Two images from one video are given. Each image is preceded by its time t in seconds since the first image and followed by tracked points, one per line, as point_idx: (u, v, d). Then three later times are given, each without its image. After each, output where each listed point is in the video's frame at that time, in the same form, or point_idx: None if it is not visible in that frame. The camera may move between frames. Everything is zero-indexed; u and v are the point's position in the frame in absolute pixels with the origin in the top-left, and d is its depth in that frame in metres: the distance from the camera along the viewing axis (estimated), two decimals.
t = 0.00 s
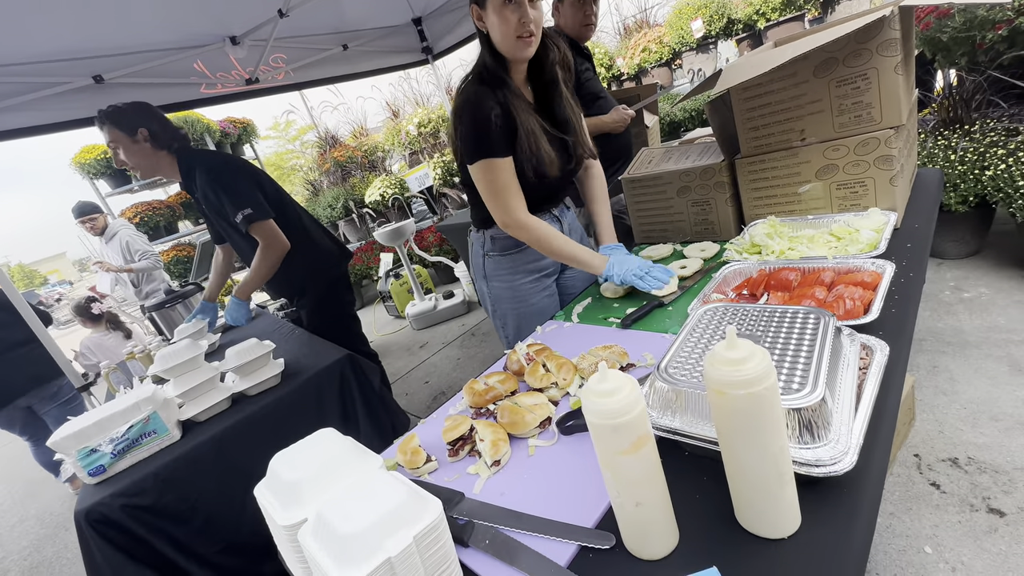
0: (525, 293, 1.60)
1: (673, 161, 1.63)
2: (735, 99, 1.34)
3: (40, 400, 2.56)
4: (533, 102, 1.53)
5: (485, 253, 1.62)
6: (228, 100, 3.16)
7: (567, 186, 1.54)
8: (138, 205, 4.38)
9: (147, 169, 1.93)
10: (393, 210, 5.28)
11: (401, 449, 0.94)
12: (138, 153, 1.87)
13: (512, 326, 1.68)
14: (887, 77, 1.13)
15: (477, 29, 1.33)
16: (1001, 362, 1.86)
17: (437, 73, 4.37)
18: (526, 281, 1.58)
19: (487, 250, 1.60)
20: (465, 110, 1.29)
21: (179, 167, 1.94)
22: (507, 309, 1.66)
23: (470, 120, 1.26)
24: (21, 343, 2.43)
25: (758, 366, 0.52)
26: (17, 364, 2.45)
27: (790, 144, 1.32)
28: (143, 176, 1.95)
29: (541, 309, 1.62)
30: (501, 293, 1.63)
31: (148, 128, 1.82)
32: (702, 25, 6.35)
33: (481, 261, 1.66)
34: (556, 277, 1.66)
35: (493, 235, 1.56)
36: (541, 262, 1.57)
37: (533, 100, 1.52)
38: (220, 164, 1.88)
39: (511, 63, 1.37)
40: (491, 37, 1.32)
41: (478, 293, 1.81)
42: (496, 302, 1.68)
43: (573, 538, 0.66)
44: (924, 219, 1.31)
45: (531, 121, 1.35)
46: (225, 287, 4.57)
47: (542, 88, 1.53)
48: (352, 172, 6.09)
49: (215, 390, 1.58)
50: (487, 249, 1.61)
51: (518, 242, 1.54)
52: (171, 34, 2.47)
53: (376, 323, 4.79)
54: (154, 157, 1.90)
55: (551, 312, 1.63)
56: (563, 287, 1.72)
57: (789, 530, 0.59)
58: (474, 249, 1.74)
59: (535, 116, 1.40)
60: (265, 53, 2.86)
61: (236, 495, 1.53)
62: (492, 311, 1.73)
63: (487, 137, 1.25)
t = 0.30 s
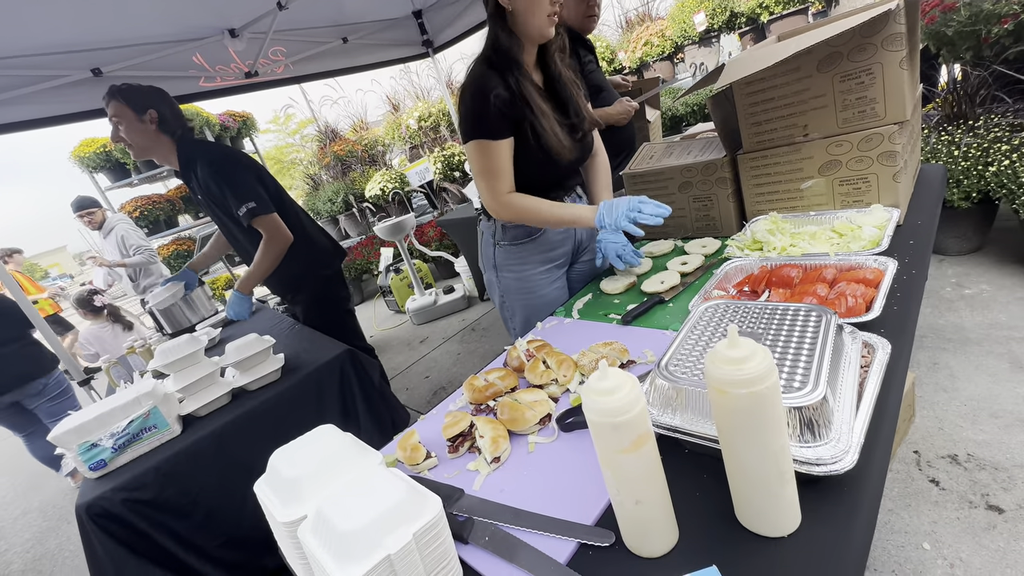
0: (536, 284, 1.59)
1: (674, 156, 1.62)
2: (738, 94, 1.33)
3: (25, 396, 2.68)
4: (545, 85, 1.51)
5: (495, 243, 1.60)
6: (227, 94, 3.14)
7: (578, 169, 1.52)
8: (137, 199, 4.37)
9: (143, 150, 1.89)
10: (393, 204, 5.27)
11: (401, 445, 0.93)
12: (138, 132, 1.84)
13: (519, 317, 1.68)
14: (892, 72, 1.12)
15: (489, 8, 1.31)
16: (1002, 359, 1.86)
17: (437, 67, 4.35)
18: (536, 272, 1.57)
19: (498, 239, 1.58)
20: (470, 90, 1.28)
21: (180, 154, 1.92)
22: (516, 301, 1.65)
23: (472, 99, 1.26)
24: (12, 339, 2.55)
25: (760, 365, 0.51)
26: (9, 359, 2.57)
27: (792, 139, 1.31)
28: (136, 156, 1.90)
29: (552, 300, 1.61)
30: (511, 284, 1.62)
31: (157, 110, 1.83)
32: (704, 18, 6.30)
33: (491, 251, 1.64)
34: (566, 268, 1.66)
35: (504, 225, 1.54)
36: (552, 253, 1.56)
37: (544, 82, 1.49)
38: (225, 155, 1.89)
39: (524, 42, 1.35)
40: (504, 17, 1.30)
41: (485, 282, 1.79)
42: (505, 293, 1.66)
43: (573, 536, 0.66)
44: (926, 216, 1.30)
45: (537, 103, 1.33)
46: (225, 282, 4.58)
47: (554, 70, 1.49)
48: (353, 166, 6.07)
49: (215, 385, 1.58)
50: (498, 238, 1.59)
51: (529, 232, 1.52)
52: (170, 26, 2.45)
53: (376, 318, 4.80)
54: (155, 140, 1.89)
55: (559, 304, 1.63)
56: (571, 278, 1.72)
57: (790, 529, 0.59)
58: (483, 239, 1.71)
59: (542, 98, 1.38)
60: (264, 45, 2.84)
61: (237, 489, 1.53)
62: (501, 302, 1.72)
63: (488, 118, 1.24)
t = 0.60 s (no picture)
0: (541, 271, 1.58)
1: (675, 149, 1.60)
2: (739, 87, 1.31)
3: (19, 392, 2.71)
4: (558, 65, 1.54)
5: (501, 228, 1.59)
6: (224, 86, 3.12)
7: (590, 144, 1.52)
8: (135, 192, 4.36)
9: (142, 137, 1.78)
10: (392, 197, 5.25)
11: (396, 442, 0.93)
12: (138, 119, 1.74)
13: (522, 307, 1.65)
14: (897, 64, 1.10)
15: None
16: (1002, 354, 1.85)
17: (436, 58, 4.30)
18: (542, 259, 1.57)
19: (505, 224, 1.57)
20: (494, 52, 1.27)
21: (181, 143, 1.84)
22: (519, 289, 1.62)
23: (506, 49, 1.22)
24: (2, 338, 2.57)
25: (758, 364, 0.50)
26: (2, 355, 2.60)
27: (794, 133, 1.29)
28: (135, 142, 1.80)
29: (556, 289, 1.61)
30: (515, 272, 1.60)
31: (160, 94, 1.73)
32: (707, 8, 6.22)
33: (495, 237, 1.62)
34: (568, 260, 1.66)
35: (513, 208, 1.54)
36: (559, 240, 1.58)
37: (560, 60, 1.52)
38: (230, 147, 1.84)
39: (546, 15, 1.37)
40: None
41: (485, 272, 1.76)
42: (508, 282, 1.64)
43: (567, 535, 0.66)
44: (928, 210, 1.29)
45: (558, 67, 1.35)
46: (223, 276, 4.57)
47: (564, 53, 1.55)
48: (352, 160, 6.03)
49: (212, 380, 1.58)
50: (504, 223, 1.58)
51: (538, 217, 1.53)
52: (165, 18, 2.42)
53: (376, 311, 4.80)
54: (156, 126, 1.79)
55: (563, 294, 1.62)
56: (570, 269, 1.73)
57: (786, 529, 0.58)
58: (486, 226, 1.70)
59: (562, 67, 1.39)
60: (260, 37, 2.80)
61: (234, 484, 1.53)
62: (502, 292, 1.70)
63: (526, 59, 1.20)
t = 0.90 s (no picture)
0: (552, 257, 1.55)
1: (676, 138, 1.57)
2: (742, 74, 1.27)
3: (26, 382, 2.74)
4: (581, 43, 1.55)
5: (516, 209, 1.54)
6: (222, 75, 3.09)
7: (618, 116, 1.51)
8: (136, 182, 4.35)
9: (138, 125, 1.71)
10: (394, 187, 5.23)
11: (391, 437, 0.93)
12: (133, 107, 1.68)
13: (528, 293, 1.62)
14: (905, 49, 1.06)
15: None
16: (1008, 346, 1.83)
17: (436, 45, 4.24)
18: (554, 245, 1.55)
19: (521, 205, 1.53)
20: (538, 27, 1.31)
21: (179, 134, 1.79)
22: (528, 275, 1.59)
23: None
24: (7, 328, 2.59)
25: (755, 362, 0.49)
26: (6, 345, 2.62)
27: (798, 121, 1.26)
28: (129, 132, 1.73)
29: (563, 276, 1.59)
30: (526, 256, 1.57)
31: (158, 82, 1.70)
32: None
33: (508, 218, 1.57)
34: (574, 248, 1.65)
35: (532, 189, 1.50)
36: (572, 227, 1.57)
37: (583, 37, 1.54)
38: (236, 134, 1.81)
39: None
40: None
41: (487, 258, 1.71)
42: (516, 267, 1.60)
43: (561, 532, 0.65)
44: (934, 200, 1.26)
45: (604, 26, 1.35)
46: (225, 266, 4.57)
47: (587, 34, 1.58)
48: (352, 149, 5.98)
49: (212, 372, 1.58)
50: (520, 204, 1.54)
51: (555, 201, 1.51)
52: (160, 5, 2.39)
53: (378, 301, 4.80)
54: (152, 115, 1.73)
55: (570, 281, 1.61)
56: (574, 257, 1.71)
57: (781, 529, 0.57)
58: (496, 207, 1.64)
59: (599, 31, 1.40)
60: (258, 24, 2.76)
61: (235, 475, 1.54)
62: (507, 277, 1.65)
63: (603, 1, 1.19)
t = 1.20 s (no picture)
0: (562, 241, 1.51)
1: (689, 120, 1.51)
2: (758, 51, 1.20)
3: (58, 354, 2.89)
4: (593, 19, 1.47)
5: (527, 189, 1.49)
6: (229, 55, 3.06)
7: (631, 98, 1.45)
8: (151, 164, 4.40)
9: (139, 112, 1.66)
10: (404, 167, 5.20)
11: (390, 428, 0.93)
12: (134, 94, 1.63)
13: (537, 277, 1.57)
14: (935, 26, 0.99)
15: None
16: None
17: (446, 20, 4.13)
18: (565, 228, 1.50)
19: (532, 185, 1.47)
20: (549, 2, 1.26)
21: (181, 121, 1.76)
22: (537, 258, 1.54)
23: None
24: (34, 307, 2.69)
25: (749, 371, 0.47)
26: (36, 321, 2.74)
27: (816, 103, 1.20)
28: (129, 121, 1.67)
29: (573, 260, 1.55)
30: (537, 238, 1.51)
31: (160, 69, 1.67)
32: None
33: (519, 198, 1.52)
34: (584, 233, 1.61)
35: (545, 169, 1.45)
36: (582, 210, 1.52)
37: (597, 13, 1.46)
38: (244, 120, 1.82)
39: None
40: None
41: (495, 240, 1.65)
42: (526, 250, 1.55)
43: (552, 531, 0.65)
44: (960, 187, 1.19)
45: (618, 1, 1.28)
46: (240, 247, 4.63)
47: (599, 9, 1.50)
48: (363, 129, 5.93)
49: (222, 356, 1.61)
50: (531, 183, 1.48)
51: (567, 182, 1.45)
52: None
53: (389, 283, 4.84)
54: (153, 103, 1.68)
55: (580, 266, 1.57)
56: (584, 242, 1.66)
57: (773, 537, 0.56)
58: (505, 187, 1.58)
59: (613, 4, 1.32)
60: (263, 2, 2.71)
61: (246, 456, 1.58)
62: (517, 260, 1.60)
63: None
